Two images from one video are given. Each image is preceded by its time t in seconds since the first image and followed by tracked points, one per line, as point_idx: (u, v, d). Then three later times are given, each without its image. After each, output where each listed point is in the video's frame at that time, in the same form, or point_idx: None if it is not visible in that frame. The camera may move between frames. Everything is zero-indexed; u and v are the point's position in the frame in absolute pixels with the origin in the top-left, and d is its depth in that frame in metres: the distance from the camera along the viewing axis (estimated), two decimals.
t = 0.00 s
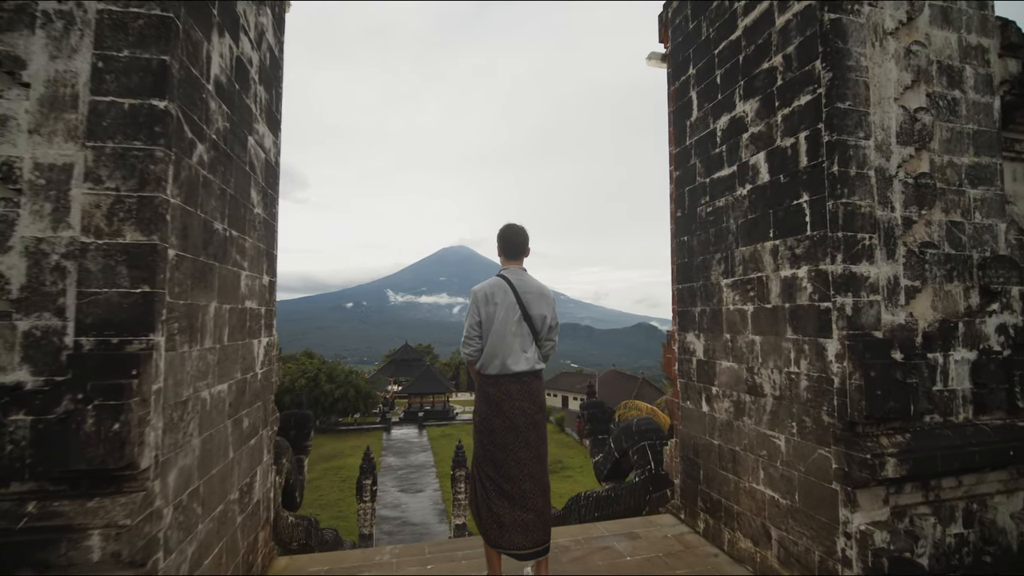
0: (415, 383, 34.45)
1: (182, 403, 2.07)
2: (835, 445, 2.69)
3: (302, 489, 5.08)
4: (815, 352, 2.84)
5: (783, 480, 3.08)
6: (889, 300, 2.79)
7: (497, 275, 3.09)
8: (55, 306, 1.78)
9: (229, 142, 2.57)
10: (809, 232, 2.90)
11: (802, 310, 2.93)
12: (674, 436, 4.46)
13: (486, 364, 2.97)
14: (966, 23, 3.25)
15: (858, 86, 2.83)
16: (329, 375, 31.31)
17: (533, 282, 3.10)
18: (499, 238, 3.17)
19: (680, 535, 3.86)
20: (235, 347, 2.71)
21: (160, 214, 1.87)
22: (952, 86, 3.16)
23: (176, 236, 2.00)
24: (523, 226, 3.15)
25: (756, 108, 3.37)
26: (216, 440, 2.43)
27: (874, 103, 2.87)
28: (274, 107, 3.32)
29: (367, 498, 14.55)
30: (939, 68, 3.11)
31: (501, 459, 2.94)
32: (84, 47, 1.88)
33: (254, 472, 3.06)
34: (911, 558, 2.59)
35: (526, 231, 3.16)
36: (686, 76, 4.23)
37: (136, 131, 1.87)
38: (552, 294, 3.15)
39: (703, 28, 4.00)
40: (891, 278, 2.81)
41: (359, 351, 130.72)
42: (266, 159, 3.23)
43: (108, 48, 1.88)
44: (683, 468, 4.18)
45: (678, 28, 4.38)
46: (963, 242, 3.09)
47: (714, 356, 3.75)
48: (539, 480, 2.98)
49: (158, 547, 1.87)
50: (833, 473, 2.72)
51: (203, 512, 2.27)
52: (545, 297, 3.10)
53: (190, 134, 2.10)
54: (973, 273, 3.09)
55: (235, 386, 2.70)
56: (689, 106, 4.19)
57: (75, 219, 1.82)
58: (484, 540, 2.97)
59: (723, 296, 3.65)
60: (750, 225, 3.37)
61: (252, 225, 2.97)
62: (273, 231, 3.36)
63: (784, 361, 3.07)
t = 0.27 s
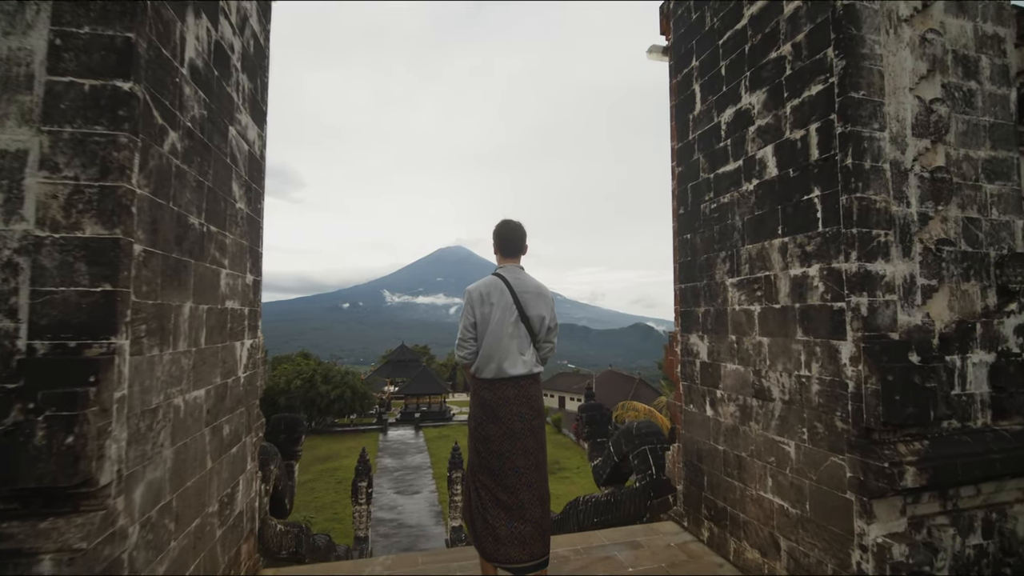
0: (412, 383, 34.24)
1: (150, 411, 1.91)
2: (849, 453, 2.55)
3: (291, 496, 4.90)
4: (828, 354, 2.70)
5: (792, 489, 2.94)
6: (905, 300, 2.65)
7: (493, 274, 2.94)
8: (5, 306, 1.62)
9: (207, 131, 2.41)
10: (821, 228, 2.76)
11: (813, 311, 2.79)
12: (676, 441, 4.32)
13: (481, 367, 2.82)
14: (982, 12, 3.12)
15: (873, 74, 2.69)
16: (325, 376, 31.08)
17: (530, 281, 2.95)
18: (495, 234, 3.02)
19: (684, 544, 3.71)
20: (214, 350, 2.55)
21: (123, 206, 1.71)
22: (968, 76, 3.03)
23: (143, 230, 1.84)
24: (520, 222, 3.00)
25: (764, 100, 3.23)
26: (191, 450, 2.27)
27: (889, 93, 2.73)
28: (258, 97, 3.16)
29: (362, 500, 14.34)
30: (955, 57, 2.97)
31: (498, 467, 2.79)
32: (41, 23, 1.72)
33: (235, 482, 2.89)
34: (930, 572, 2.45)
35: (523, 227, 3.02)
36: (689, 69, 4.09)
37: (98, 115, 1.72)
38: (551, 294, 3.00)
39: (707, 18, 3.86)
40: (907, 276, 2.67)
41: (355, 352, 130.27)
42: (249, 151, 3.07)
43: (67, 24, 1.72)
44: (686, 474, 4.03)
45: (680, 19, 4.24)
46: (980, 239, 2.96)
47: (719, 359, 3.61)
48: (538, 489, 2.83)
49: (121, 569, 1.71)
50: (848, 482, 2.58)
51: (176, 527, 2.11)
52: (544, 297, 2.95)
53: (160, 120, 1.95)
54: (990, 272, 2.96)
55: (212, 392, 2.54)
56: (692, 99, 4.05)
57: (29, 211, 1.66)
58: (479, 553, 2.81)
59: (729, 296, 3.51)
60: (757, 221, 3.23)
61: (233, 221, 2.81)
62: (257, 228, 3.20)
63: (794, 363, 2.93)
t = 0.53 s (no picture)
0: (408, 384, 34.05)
1: (116, 420, 1.76)
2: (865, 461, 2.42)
3: (280, 502, 4.74)
4: (841, 357, 2.57)
5: (802, 497, 2.81)
6: (923, 299, 2.52)
7: (489, 272, 2.80)
8: None
9: (183, 119, 2.27)
10: (834, 224, 2.63)
11: (825, 310, 2.66)
12: (679, 445, 4.19)
13: (476, 370, 2.67)
14: None
15: (888, 62, 2.56)
16: (321, 377, 30.86)
17: (528, 279, 2.81)
18: (491, 231, 2.88)
19: (687, 553, 3.58)
20: (191, 353, 2.40)
21: (81, 197, 1.56)
22: (985, 66, 2.90)
23: (105, 223, 1.70)
24: (517, 218, 2.86)
25: (772, 91, 3.10)
26: (164, 460, 2.12)
27: (904, 82, 2.60)
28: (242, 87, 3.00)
29: (358, 501, 14.14)
30: (972, 45, 2.84)
31: (492, 476, 2.65)
32: None
33: (216, 492, 2.74)
34: None
35: (521, 223, 2.87)
36: (691, 60, 3.96)
37: (54, 95, 1.57)
38: (549, 293, 2.86)
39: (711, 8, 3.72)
40: (924, 274, 2.54)
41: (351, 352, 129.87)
42: (231, 143, 2.92)
43: None
44: (689, 480, 3.90)
45: (683, 10, 4.11)
46: (997, 235, 2.83)
47: (724, 360, 3.47)
48: (535, 499, 2.69)
49: None
50: (863, 492, 2.45)
51: (146, 544, 1.97)
52: (542, 296, 2.81)
53: (128, 104, 1.81)
54: (1008, 270, 2.83)
55: (190, 397, 2.38)
56: (695, 92, 3.91)
57: None
58: (473, 567, 2.67)
59: (734, 296, 3.38)
60: (765, 218, 3.10)
61: (213, 215, 2.66)
62: (242, 223, 3.05)
63: (805, 366, 2.79)
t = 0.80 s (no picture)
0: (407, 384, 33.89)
1: (78, 431, 1.63)
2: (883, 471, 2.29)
3: (271, 508, 4.59)
4: (857, 360, 2.44)
5: (814, 508, 2.68)
6: (943, 299, 2.39)
7: (485, 271, 2.66)
8: None
9: (159, 108, 2.13)
10: (848, 220, 2.50)
11: (839, 311, 2.53)
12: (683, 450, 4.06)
13: (471, 374, 2.54)
14: None
15: (906, 49, 2.42)
16: (319, 377, 30.70)
17: (526, 278, 2.67)
18: (487, 227, 2.74)
19: (692, 563, 3.45)
20: (169, 357, 2.26)
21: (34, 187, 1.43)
22: (1004, 55, 2.77)
23: (65, 216, 1.56)
24: (515, 214, 2.73)
25: (780, 81, 2.96)
26: (137, 472, 1.98)
27: (923, 70, 2.46)
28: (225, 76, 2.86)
29: (355, 502, 14.02)
30: (991, 33, 2.71)
31: (489, 486, 2.52)
32: None
33: (199, 502, 2.60)
34: None
35: (518, 219, 2.74)
36: (695, 52, 3.83)
37: (4, 76, 1.43)
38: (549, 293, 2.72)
39: None
40: (944, 273, 2.41)
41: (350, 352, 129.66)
42: (214, 135, 2.78)
43: None
44: (693, 486, 3.76)
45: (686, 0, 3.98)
46: (1019, 232, 2.69)
47: (731, 363, 3.34)
48: (533, 510, 2.56)
49: None
50: (880, 503, 2.32)
51: (115, 564, 1.83)
52: (541, 296, 2.67)
53: (91, 88, 1.68)
54: None
55: (167, 404, 2.25)
56: (699, 84, 3.78)
57: None
58: None
59: (741, 295, 3.25)
60: (774, 214, 2.97)
61: (194, 211, 2.52)
62: (226, 220, 2.91)
63: (817, 369, 2.66)
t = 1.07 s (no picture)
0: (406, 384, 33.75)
1: (35, 444, 1.50)
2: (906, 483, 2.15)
3: (263, 515, 4.45)
4: (876, 365, 2.30)
5: (829, 520, 2.54)
6: (968, 300, 2.25)
7: (482, 270, 2.52)
8: None
9: (132, 96, 2.00)
10: (867, 216, 2.36)
11: (857, 313, 2.39)
12: (688, 456, 3.92)
13: (468, 380, 2.40)
14: None
15: (929, 34, 2.28)
16: (318, 377, 30.56)
17: (525, 278, 2.53)
18: (485, 225, 2.60)
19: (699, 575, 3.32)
20: (145, 361, 2.12)
21: None
22: None
23: (19, 209, 1.43)
24: (514, 210, 2.59)
25: (793, 72, 2.83)
26: (106, 487, 1.84)
27: (946, 57, 2.32)
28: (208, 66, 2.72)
29: (354, 504, 13.86)
30: (1017, 19, 2.57)
31: (485, 498, 2.39)
32: None
33: (180, 515, 2.46)
34: None
35: (517, 215, 2.60)
36: (702, 44, 3.69)
37: None
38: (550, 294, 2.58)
39: None
40: (969, 272, 2.27)
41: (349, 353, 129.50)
42: (197, 126, 2.64)
43: None
44: (699, 494, 3.62)
45: None
46: None
47: (739, 367, 3.20)
48: (532, 522, 2.42)
49: None
50: (902, 517, 2.19)
51: None
52: (542, 297, 2.53)
53: (52, 70, 1.55)
54: None
55: (143, 412, 2.11)
56: (705, 77, 3.64)
57: None
58: None
59: (750, 296, 3.11)
60: (786, 211, 2.83)
61: (174, 207, 2.38)
62: (210, 217, 2.77)
63: (833, 374, 2.52)
